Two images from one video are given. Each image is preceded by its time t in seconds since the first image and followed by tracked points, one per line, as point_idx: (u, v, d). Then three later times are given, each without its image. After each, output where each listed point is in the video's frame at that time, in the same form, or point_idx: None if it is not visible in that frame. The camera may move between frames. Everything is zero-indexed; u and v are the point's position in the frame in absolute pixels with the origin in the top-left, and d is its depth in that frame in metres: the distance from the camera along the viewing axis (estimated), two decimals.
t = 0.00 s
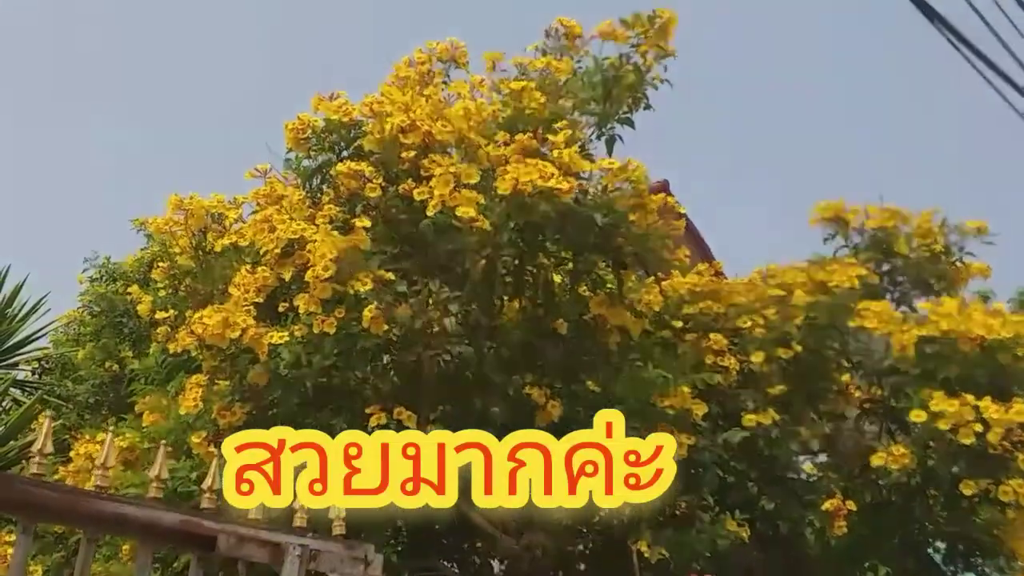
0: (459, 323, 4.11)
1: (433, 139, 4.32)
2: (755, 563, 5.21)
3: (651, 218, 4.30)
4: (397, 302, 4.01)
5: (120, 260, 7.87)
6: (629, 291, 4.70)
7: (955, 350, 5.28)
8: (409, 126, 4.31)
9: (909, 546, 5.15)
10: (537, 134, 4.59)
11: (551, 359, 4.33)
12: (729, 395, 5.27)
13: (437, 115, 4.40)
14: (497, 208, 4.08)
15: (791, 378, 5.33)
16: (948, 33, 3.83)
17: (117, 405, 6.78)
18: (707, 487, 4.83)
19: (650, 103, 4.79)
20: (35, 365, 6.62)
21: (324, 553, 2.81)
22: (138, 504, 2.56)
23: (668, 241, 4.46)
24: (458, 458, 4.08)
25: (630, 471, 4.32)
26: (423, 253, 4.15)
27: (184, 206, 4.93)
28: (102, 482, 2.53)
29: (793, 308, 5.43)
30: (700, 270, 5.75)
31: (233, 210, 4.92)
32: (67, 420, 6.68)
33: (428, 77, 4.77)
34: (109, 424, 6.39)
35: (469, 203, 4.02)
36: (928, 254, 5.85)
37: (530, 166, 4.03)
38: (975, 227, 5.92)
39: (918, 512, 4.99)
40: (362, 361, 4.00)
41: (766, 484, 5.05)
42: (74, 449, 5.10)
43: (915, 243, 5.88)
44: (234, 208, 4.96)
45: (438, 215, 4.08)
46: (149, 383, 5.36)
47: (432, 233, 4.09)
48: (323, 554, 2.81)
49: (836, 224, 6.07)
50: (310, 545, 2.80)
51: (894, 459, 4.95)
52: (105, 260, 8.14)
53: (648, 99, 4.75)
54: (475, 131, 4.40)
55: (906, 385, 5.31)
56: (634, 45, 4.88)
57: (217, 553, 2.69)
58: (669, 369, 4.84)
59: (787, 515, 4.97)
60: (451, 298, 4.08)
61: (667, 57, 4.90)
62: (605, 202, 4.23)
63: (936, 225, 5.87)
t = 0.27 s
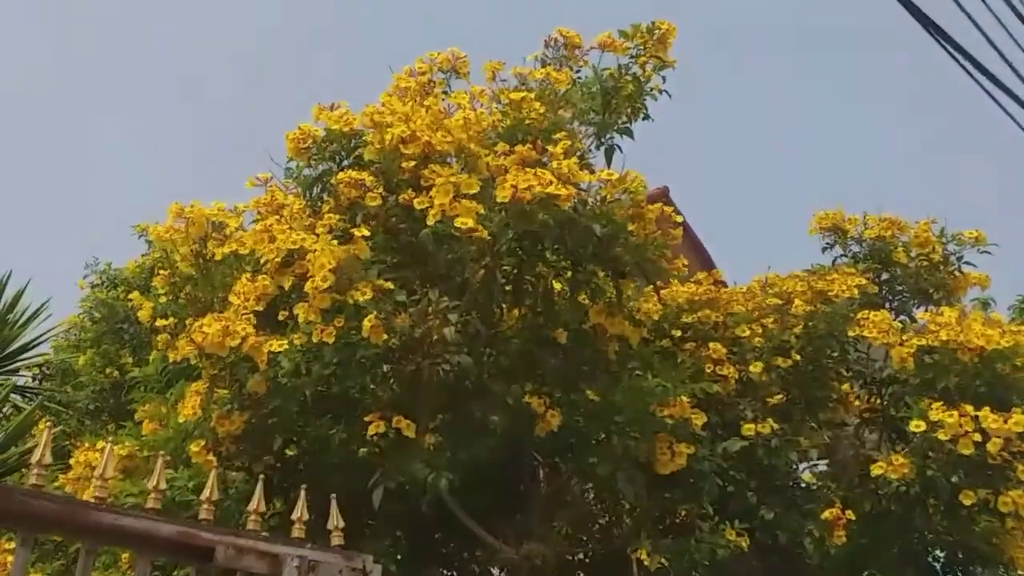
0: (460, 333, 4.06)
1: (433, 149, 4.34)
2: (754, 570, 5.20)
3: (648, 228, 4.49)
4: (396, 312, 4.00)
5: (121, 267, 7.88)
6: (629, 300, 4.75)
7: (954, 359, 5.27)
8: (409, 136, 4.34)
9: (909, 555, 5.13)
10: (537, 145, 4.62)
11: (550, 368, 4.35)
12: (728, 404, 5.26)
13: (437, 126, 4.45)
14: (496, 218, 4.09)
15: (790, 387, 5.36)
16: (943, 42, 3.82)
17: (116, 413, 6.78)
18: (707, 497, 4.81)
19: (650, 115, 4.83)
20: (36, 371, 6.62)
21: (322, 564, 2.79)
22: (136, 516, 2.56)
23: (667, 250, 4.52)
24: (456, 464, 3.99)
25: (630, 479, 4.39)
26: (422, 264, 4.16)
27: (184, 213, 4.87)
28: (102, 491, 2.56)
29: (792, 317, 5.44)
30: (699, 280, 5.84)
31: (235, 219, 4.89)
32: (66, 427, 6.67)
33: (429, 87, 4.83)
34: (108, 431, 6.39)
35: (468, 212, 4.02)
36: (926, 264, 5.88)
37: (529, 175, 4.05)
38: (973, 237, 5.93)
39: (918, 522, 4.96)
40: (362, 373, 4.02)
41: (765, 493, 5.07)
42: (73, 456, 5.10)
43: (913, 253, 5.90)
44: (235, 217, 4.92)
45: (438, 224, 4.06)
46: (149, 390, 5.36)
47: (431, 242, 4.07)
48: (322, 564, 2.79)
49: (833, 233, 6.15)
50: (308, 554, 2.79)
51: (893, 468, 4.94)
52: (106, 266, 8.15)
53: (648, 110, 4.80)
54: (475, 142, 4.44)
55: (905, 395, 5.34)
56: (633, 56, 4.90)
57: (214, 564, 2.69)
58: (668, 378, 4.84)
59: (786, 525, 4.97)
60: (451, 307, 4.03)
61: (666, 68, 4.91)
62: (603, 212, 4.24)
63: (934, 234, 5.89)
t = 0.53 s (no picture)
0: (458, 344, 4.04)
1: (433, 158, 4.36)
2: None
3: (648, 238, 4.54)
4: (395, 322, 4.00)
5: (122, 273, 7.90)
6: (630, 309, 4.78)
7: (953, 368, 5.28)
8: (409, 146, 4.35)
9: (908, 564, 5.12)
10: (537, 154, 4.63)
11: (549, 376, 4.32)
12: (728, 413, 5.27)
13: (437, 136, 4.46)
14: (496, 229, 4.09)
15: (790, 396, 5.36)
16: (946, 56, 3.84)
17: (117, 420, 6.79)
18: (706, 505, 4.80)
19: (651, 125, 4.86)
20: (36, 378, 6.63)
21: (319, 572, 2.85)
22: (134, 526, 2.49)
23: (667, 261, 4.54)
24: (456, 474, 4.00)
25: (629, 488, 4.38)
26: (421, 272, 4.18)
27: (185, 222, 4.88)
28: (100, 501, 2.46)
29: (791, 326, 5.45)
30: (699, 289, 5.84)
31: (235, 227, 4.97)
32: (67, 434, 6.68)
33: (430, 97, 4.83)
34: (108, 438, 6.39)
35: (468, 222, 4.04)
36: (925, 273, 5.89)
37: (528, 188, 4.07)
38: (973, 246, 5.94)
39: (917, 531, 4.95)
40: (363, 382, 4.01)
41: (765, 502, 5.05)
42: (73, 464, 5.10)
43: (912, 262, 5.92)
44: (234, 225, 5.00)
45: (437, 234, 4.08)
46: (149, 398, 5.36)
47: (432, 252, 4.05)
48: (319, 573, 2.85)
49: (833, 243, 6.15)
50: (305, 566, 2.82)
51: (893, 476, 4.92)
52: (107, 273, 8.17)
53: (648, 121, 4.82)
54: (476, 152, 4.47)
55: (904, 404, 5.35)
56: (633, 67, 4.93)
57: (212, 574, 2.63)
58: (667, 387, 4.84)
59: (786, 534, 4.95)
60: (450, 316, 3.99)
61: (666, 78, 4.93)
62: (602, 221, 4.25)
63: (934, 244, 5.91)
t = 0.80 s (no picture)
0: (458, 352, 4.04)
1: (434, 166, 4.37)
2: None
3: (647, 245, 4.54)
4: (394, 329, 4.01)
5: (123, 277, 7.91)
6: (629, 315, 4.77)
7: (951, 375, 5.29)
8: (410, 153, 4.36)
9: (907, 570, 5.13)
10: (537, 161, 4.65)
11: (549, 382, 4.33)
12: (728, 419, 5.27)
13: (438, 143, 4.48)
14: (495, 236, 4.11)
15: (789, 402, 5.36)
16: (943, 62, 3.89)
17: (116, 424, 6.80)
18: (706, 511, 4.81)
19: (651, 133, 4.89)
20: (36, 382, 6.63)
21: None
22: (131, 534, 2.48)
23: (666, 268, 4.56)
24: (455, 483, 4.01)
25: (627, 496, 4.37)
26: (422, 278, 4.18)
27: (185, 227, 4.89)
28: (96, 510, 2.47)
29: (790, 333, 5.47)
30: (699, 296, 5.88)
31: (235, 233, 4.92)
32: (67, 438, 6.69)
33: (431, 104, 4.86)
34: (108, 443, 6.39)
35: (468, 230, 4.05)
36: (925, 280, 5.91)
37: (528, 197, 4.08)
38: (972, 253, 5.96)
39: (916, 537, 4.96)
40: (362, 388, 4.01)
41: (764, 508, 5.05)
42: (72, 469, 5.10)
43: (912, 269, 5.94)
44: (234, 230, 4.96)
45: (437, 242, 4.08)
46: (149, 404, 5.36)
47: (431, 259, 4.06)
48: None
49: (832, 250, 6.19)
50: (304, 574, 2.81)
51: (891, 483, 4.94)
52: (107, 277, 8.18)
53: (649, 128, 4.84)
54: (477, 160, 4.49)
55: (904, 411, 5.35)
56: (633, 75, 4.94)
57: None
58: (667, 394, 4.85)
59: (785, 540, 4.95)
60: (450, 324, 4.01)
61: (666, 86, 4.95)
62: (602, 228, 4.25)
63: (933, 251, 5.93)
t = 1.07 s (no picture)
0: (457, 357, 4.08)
1: (434, 171, 4.38)
2: None
3: (647, 249, 4.57)
4: (393, 334, 4.05)
5: (125, 278, 7.92)
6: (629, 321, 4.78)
7: (950, 379, 5.30)
8: (410, 159, 4.37)
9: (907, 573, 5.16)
10: (537, 166, 4.68)
11: (549, 387, 4.35)
12: (727, 423, 5.29)
13: (438, 149, 4.50)
14: (495, 243, 4.14)
15: (789, 406, 5.38)
16: (941, 66, 3.94)
17: (117, 426, 6.81)
18: (705, 515, 4.81)
19: (649, 135, 4.86)
20: (38, 384, 6.65)
21: None
22: (128, 541, 2.48)
23: (665, 271, 4.59)
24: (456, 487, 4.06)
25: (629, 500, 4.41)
26: (421, 283, 4.17)
27: (186, 231, 4.91)
28: (94, 517, 2.49)
29: (789, 337, 5.51)
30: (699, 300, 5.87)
31: (236, 237, 4.99)
32: (67, 440, 6.69)
33: (432, 109, 4.90)
34: (109, 445, 6.40)
35: (468, 236, 4.07)
36: (924, 284, 5.92)
37: (526, 204, 4.09)
38: (970, 257, 5.97)
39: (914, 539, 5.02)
40: (361, 393, 4.00)
41: (764, 511, 5.06)
42: (73, 472, 5.11)
43: (911, 273, 5.95)
44: (235, 234, 5.03)
45: (437, 247, 4.09)
46: (150, 406, 5.38)
47: (432, 266, 4.06)
48: None
49: (832, 254, 6.20)
50: None
51: (889, 487, 4.95)
52: (109, 278, 8.20)
53: (647, 131, 4.82)
54: (477, 166, 4.53)
55: (902, 415, 5.36)
56: (633, 81, 4.95)
57: None
58: (667, 398, 4.86)
59: (784, 544, 4.96)
60: (449, 329, 4.01)
61: (666, 92, 4.96)
62: (601, 235, 4.26)
63: (932, 256, 5.94)
